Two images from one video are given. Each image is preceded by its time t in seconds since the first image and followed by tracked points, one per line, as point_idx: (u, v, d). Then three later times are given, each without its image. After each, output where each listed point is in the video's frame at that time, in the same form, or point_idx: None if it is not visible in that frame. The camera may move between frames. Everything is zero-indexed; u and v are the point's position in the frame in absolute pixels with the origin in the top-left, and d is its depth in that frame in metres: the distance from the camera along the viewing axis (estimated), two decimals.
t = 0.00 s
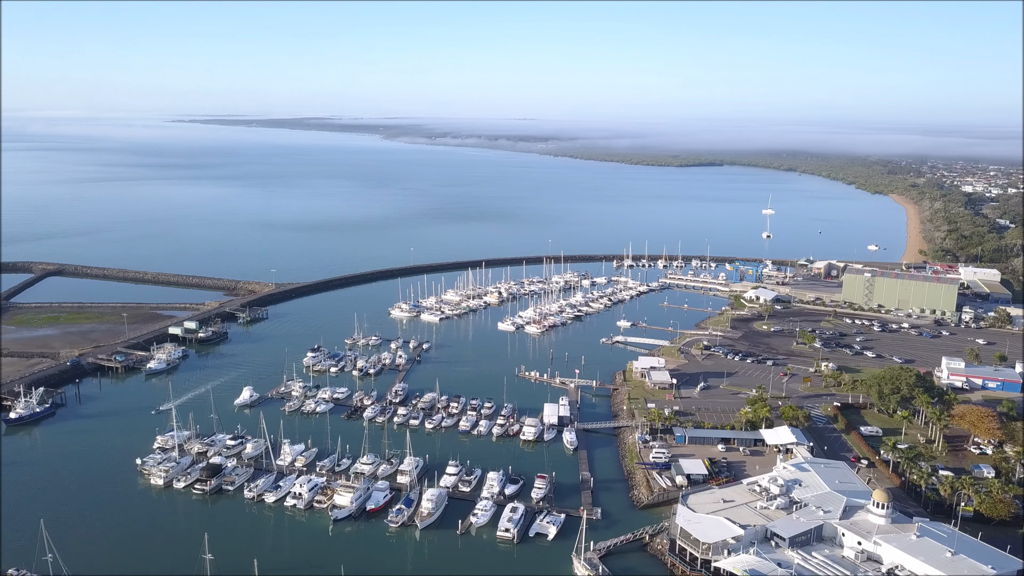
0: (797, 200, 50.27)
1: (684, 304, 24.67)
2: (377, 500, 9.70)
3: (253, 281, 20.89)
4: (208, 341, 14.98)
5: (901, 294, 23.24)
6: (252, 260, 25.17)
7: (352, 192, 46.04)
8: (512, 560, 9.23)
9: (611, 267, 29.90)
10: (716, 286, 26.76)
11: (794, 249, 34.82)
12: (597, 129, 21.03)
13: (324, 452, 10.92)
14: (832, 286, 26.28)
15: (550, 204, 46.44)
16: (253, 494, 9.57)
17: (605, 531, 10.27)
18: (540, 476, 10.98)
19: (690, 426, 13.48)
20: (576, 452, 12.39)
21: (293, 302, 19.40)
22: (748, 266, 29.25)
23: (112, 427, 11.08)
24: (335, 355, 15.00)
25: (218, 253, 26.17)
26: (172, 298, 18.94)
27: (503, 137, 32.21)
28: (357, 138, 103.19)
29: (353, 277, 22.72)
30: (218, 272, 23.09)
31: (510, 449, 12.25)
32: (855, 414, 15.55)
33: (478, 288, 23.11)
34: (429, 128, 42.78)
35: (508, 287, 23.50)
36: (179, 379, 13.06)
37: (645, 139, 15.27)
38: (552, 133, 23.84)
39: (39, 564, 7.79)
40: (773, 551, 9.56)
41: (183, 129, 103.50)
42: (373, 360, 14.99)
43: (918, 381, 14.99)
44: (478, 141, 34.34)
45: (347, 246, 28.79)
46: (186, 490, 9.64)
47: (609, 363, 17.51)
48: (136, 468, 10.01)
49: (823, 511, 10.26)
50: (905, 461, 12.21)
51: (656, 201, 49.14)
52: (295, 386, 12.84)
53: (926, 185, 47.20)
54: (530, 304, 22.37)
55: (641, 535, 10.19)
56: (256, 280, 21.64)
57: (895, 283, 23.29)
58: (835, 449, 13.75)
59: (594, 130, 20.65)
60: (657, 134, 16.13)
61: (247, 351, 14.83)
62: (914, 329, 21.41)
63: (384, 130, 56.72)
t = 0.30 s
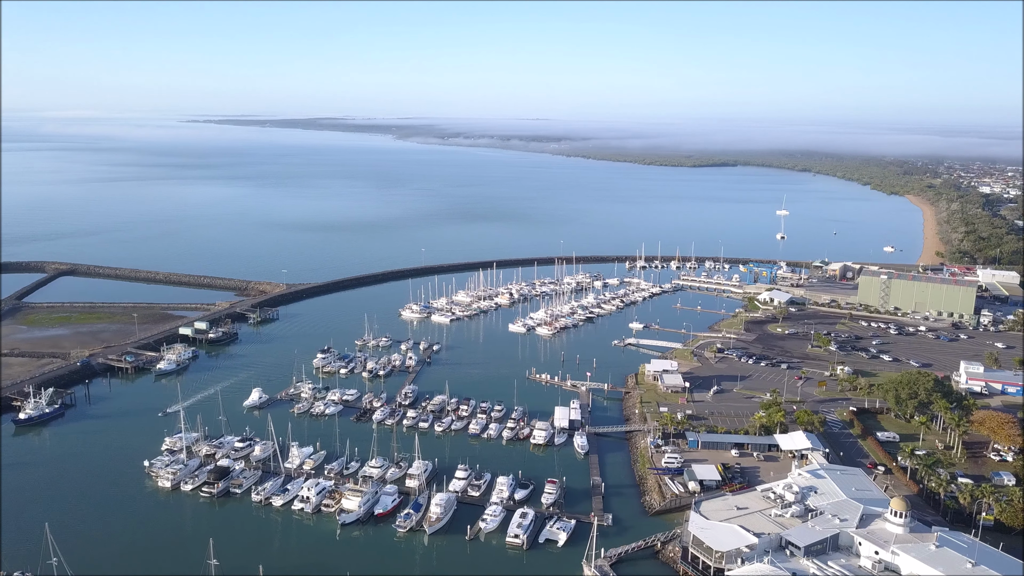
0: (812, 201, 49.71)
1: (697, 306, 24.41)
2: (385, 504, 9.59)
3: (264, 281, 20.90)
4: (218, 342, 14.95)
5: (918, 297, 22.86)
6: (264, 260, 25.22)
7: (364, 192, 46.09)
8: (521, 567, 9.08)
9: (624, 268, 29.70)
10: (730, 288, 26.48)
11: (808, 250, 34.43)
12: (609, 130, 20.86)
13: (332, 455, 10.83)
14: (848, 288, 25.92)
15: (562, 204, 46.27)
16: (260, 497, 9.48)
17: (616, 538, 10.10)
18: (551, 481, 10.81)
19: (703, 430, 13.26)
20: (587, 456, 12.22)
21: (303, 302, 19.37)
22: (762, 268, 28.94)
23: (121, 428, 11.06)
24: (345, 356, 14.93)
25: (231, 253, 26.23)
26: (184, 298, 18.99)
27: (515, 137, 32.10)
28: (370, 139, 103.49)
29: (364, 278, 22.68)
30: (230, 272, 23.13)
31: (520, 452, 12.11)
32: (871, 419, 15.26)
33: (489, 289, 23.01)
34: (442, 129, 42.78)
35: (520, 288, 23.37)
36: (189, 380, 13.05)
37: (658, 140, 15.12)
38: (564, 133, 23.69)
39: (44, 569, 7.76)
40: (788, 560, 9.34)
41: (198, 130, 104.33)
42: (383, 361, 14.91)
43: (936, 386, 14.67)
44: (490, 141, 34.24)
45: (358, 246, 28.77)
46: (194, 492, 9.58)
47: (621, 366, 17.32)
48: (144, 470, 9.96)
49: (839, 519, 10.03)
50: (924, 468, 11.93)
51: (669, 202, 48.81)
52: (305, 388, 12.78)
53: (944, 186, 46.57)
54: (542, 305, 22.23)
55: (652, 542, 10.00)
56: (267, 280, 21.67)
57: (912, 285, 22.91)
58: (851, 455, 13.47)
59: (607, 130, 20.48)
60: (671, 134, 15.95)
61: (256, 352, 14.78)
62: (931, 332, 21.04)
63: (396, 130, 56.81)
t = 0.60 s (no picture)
0: (824, 201, 49.23)
1: (709, 308, 24.18)
2: (391, 509, 9.48)
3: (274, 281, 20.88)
4: (226, 343, 14.93)
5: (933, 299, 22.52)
6: (274, 261, 25.24)
7: (375, 192, 46.11)
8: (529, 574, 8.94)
9: (635, 270, 29.49)
10: (742, 290, 26.22)
11: (822, 251, 34.08)
12: (620, 130, 20.68)
13: (340, 458, 10.74)
14: (863, 290, 25.58)
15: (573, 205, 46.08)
16: (266, 501, 9.41)
17: (626, 545, 9.92)
18: (560, 486, 10.68)
19: (715, 435, 13.07)
20: (597, 461, 12.07)
21: (312, 303, 19.33)
22: (775, 269, 28.64)
23: (128, 430, 11.02)
24: (353, 358, 14.86)
25: (241, 253, 26.26)
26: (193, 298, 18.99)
27: (526, 137, 31.96)
28: (382, 138, 103.67)
29: (374, 278, 22.62)
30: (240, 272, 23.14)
31: (529, 456, 11.97)
32: (886, 424, 14.99)
33: (499, 290, 22.89)
34: (453, 129, 42.72)
35: (530, 289, 23.24)
36: (197, 381, 13.03)
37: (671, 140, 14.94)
38: (576, 133, 23.52)
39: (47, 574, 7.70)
40: (802, 569, 9.13)
41: (211, 129, 104.93)
42: (392, 363, 14.83)
43: (953, 391, 14.38)
44: (501, 141, 34.11)
45: (368, 246, 28.74)
46: (199, 496, 9.52)
47: (632, 369, 17.14)
48: (150, 473, 9.91)
49: (855, 528, 9.81)
50: (941, 476, 11.66)
51: (680, 202, 48.50)
52: (313, 389, 12.71)
53: (960, 187, 45.96)
54: (552, 306, 22.08)
55: (663, 550, 9.82)
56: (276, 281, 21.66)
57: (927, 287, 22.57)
58: (866, 461, 13.22)
59: (619, 130, 20.30)
60: (684, 134, 15.76)
61: (265, 353, 14.74)
62: (947, 335, 20.70)
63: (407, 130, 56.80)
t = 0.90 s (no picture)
0: (837, 202, 48.73)
1: (720, 310, 23.93)
2: (398, 514, 9.35)
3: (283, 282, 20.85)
4: (234, 344, 14.88)
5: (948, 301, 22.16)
6: (283, 261, 25.21)
7: (385, 192, 46.10)
8: None
9: (645, 271, 29.26)
10: (754, 291, 25.94)
11: (835, 252, 33.70)
12: (630, 130, 20.50)
13: (346, 462, 10.64)
14: (876, 292, 25.25)
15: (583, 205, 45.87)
16: (271, 505, 9.30)
17: (636, 552, 9.74)
18: (568, 491, 10.52)
19: (727, 440, 12.86)
20: (607, 466, 11.90)
21: (321, 304, 19.27)
22: (787, 271, 28.33)
23: (134, 432, 10.96)
24: (361, 359, 14.77)
25: (251, 253, 26.28)
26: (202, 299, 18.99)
27: (536, 137, 31.81)
28: (392, 138, 103.86)
29: (383, 279, 22.55)
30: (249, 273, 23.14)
31: (537, 460, 11.83)
32: (901, 429, 14.71)
33: (508, 291, 22.75)
34: (463, 129, 42.64)
35: (539, 291, 23.08)
36: (205, 382, 12.98)
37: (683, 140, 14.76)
38: (586, 133, 23.36)
39: None
40: None
41: (223, 129, 105.55)
42: (400, 365, 14.73)
43: (970, 396, 14.08)
44: (510, 142, 33.99)
45: (378, 247, 28.68)
46: (204, 499, 9.43)
47: (642, 371, 16.96)
48: (155, 475, 9.84)
49: (870, 537, 9.59)
50: (958, 484, 11.39)
51: (691, 203, 48.17)
52: (320, 392, 12.62)
53: (975, 187, 45.37)
54: (561, 308, 21.92)
55: (674, 558, 9.63)
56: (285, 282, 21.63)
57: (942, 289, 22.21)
58: (881, 468, 12.96)
59: (630, 130, 20.12)
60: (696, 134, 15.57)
61: (273, 354, 14.68)
62: (963, 339, 20.36)
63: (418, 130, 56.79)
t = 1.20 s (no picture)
0: (849, 203, 48.28)
1: (730, 312, 23.69)
2: (402, 519, 9.22)
3: (290, 282, 20.80)
4: (240, 345, 14.82)
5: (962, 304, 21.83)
6: (290, 261, 25.20)
7: (393, 193, 46.10)
8: None
9: (654, 272, 29.04)
10: (764, 293, 25.68)
11: (846, 253, 33.36)
12: (639, 130, 20.34)
13: (350, 466, 10.52)
14: (888, 294, 24.93)
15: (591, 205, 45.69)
16: (275, 509, 9.20)
17: (644, 560, 9.56)
18: (575, 497, 10.37)
19: (737, 445, 12.66)
20: (615, 471, 11.73)
21: (328, 305, 19.21)
22: (798, 272, 28.05)
23: (137, 434, 10.89)
24: (367, 361, 14.67)
25: (258, 253, 26.28)
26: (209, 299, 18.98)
27: (545, 137, 31.69)
28: (401, 138, 103.99)
29: (390, 280, 22.47)
30: (257, 273, 23.12)
31: (544, 465, 11.68)
32: (914, 434, 14.44)
33: (515, 292, 22.61)
34: (472, 129, 42.57)
35: (547, 292, 22.92)
36: (210, 384, 12.92)
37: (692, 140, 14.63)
38: (595, 134, 23.23)
39: None
40: None
41: (233, 129, 106.09)
42: (406, 367, 14.62)
43: (985, 401, 13.79)
44: (518, 142, 33.86)
45: (386, 247, 28.62)
46: (207, 503, 9.33)
47: (651, 374, 16.77)
48: (158, 479, 9.76)
49: (884, 546, 9.38)
50: (974, 491, 11.12)
51: (701, 203, 47.87)
52: (325, 394, 12.53)
53: (988, 187, 44.83)
54: (569, 309, 21.77)
55: (683, 566, 9.45)
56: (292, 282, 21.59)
57: (956, 291, 21.89)
58: (894, 474, 12.71)
59: (639, 130, 19.97)
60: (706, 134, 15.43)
61: (278, 356, 14.60)
62: (977, 342, 20.04)
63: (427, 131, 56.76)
